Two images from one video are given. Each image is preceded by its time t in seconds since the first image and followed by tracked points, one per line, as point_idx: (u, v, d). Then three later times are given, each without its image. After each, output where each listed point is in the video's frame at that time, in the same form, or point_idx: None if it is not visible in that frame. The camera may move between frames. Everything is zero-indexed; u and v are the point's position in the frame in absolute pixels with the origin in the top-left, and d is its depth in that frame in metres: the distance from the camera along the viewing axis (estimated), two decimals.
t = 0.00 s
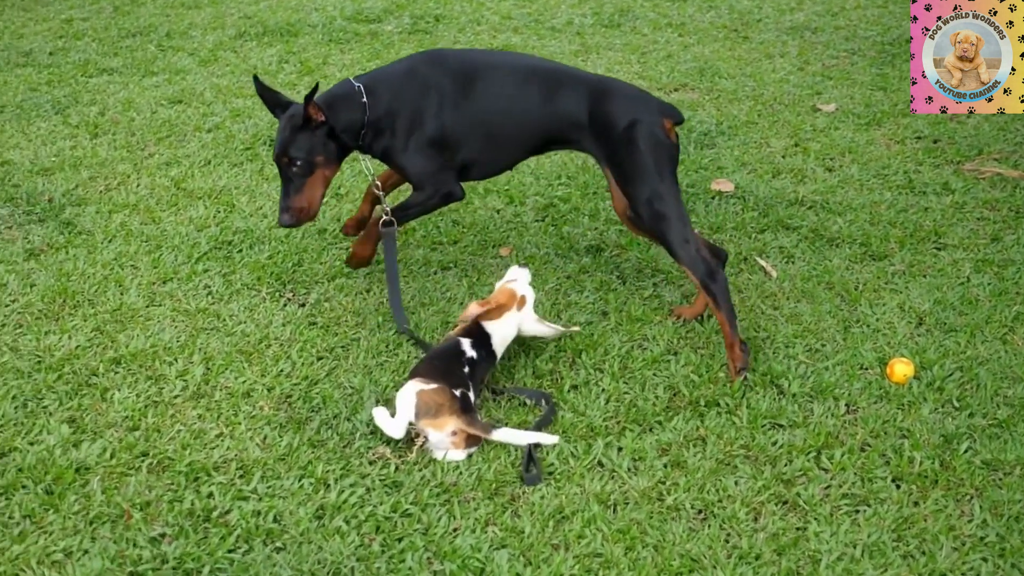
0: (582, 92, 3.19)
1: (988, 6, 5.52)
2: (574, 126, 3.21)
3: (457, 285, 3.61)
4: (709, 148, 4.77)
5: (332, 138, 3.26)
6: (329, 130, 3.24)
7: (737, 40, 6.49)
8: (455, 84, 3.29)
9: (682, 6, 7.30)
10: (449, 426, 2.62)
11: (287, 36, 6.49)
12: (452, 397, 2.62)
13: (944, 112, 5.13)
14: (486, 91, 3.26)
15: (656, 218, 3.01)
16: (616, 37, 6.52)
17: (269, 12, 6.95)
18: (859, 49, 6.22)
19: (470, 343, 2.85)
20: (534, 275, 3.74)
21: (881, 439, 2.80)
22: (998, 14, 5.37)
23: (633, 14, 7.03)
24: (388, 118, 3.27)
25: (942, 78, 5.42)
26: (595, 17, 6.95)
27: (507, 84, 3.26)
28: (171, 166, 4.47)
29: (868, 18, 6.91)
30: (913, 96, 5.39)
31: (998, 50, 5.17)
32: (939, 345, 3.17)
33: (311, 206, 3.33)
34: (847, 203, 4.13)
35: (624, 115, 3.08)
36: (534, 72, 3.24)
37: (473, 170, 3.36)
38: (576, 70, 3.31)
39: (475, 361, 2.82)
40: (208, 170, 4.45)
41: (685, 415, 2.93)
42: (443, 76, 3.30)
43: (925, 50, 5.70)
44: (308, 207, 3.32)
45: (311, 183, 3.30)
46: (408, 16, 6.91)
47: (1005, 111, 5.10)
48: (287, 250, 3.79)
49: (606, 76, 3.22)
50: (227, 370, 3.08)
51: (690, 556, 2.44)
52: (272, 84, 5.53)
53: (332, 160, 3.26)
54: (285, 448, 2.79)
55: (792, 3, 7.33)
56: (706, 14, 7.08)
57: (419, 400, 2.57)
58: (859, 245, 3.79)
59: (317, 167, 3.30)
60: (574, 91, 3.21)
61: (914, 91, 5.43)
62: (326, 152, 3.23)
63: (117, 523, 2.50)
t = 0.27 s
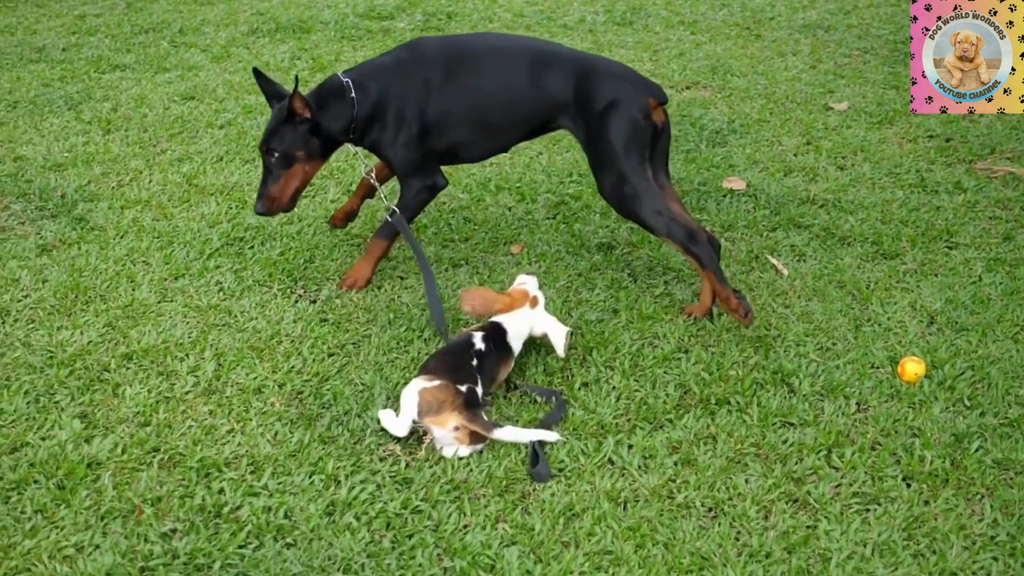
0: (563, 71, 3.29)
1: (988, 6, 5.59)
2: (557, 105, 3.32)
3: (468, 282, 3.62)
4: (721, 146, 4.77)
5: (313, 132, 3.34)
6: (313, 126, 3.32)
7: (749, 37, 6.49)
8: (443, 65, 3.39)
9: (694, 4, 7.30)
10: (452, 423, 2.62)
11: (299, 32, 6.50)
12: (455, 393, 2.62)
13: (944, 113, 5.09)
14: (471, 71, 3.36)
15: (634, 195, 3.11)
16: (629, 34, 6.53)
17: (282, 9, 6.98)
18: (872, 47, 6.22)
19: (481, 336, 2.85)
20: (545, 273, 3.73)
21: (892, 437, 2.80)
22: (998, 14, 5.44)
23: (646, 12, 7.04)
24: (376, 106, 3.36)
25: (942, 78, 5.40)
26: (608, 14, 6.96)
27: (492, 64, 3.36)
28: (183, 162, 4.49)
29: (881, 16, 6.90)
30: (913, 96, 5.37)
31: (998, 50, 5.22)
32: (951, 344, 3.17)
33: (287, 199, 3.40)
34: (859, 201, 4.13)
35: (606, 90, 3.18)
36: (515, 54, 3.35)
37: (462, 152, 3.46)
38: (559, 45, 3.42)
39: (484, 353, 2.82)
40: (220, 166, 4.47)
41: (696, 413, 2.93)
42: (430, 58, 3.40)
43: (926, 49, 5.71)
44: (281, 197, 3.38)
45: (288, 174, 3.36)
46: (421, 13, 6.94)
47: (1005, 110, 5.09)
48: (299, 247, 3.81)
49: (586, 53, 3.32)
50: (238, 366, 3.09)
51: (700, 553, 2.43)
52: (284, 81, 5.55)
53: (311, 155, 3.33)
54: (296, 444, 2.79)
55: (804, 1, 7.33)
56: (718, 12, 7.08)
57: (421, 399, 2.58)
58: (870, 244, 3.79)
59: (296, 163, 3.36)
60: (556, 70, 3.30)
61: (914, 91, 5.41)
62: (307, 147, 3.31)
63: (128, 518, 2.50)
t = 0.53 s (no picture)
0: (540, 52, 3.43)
1: (989, 6, 5.66)
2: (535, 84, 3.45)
3: (478, 279, 3.63)
4: (732, 144, 4.77)
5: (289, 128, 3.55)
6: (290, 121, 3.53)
7: (760, 35, 6.49)
8: (421, 47, 3.53)
9: (706, 1, 7.30)
10: (452, 416, 2.64)
11: (311, 29, 6.51)
12: (453, 386, 2.64)
13: (944, 113, 5.04)
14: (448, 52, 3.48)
15: (596, 171, 3.30)
16: (640, 32, 6.53)
17: (293, 6, 6.99)
18: (884, 45, 6.21)
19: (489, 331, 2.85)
20: (556, 270, 3.73)
21: (903, 435, 2.80)
22: (998, 14, 5.49)
23: (658, 9, 7.04)
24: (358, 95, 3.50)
25: (942, 78, 5.37)
26: (619, 12, 6.97)
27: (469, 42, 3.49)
28: (194, 159, 4.50)
29: (892, 14, 6.90)
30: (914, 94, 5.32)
31: (998, 50, 5.25)
32: (963, 342, 3.17)
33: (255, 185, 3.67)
34: (870, 199, 4.12)
35: (576, 66, 3.35)
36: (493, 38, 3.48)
37: (446, 139, 3.59)
38: (536, 22, 3.59)
39: (494, 347, 2.82)
40: (232, 164, 4.48)
41: (707, 410, 2.93)
42: (409, 40, 3.54)
43: (926, 49, 5.74)
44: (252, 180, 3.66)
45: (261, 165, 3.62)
46: (433, 11, 6.96)
47: (1005, 110, 5.04)
48: (310, 244, 3.82)
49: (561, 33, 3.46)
50: (250, 363, 3.10)
51: (711, 551, 2.43)
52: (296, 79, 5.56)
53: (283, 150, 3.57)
54: (308, 441, 2.80)
55: None
56: (729, 9, 7.08)
57: (419, 393, 2.62)
58: (882, 241, 3.79)
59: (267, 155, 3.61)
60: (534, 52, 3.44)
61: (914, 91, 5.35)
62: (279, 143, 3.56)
63: (140, 514, 2.51)
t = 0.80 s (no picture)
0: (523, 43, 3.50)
1: (989, 6, 5.61)
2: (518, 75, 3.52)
3: (485, 278, 3.63)
4: (740, 144, 4.77)
5: (268, 113, 3.63)
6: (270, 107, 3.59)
7: (769, 35, 6.48)
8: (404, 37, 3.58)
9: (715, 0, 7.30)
10: (449, 408, 2.60)
11: (320, 27, 6.52)
12: (451, 378, 2.62)
13: (943, 113, 5.05)
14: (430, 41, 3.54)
15: (569, 149, 3.55)
16: (649, 31, 6.53)
17: (302, 4, 7.00)
18: (893, 45, 6.20)
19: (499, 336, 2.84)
20: (563, 269, 3.74)
21: (910, 435, 2.80)
22: (998, 14, 5.45)
23: (666, 8, 7.04)
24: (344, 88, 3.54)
25: (942, 78, 5.37)
26: (628, 12, 6.97)
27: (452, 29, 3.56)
28: (203, 156, 4.50)
29: (902, 14, 6.89)
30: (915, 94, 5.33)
31: (998, 50, 5.24)
32: (970, 343, 3.17)
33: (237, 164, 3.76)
34: (878, 200, 4.12)
35: (555, 54, 3.46)
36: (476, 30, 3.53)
37: (434, 133, 3.63)
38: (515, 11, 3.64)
39: (505, 350, 2.79)
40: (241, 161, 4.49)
41: (714, 410, 2.94)
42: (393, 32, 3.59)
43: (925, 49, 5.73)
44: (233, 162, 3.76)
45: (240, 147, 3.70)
46: (442, 9, 6.96)
47: (1005, 110, 5.05)
48: (318, 242, 3.82)
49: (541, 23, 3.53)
50: (257, 360, 3.10)
51: (717, 550, 2.44)
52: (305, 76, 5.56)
53: (262, 134, 3.64)
54: (315, 438, 2.80)
55: None
56: (738, 8, 7.07)
57: (419, 384, 2.61)
58: (890, 242, 3.79)
59: (245, 136, 3.68)
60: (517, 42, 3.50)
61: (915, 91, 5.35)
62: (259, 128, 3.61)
63: (147, 510, 2.52)
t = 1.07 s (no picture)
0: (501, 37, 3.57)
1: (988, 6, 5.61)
2: (496, 68, 3.60)
3: (492, 276, 3.64)
4: (747, 144, 4.77)
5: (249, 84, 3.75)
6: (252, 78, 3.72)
7: (777, 35, 6.48)
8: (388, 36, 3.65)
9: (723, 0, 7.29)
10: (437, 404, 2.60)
11: (328, 25, 6.53)
12: (450, 374, 2.62)
13: (943, 113, 5.06)
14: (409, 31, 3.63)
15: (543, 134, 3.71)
16: (657, 31, 6.53)
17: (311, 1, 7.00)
18: (901, 46, 6.20)
19: (520, 340, 2.82)
20: (569, 268, 3.74)
21: (915, 437, 2.80)
22: (998, 14, 5.44)
23: (675, 8, 7.04)
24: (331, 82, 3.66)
25: (942, 78, 5.40)
26: (636, 11, 6.97)
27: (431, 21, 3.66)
28: (210, 153, 4.51)
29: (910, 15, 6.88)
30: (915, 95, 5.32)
31: (998, 50, 5.23)
32: (976, 345, 3.17)
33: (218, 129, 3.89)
34: (885, 201, 4.12)
35: (529, 46, 3.55)
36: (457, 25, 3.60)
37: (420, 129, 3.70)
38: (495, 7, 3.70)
39: (519, 355, 2.76)
40: (248, 158, 4.50)
41: (720, 410, 2.94)
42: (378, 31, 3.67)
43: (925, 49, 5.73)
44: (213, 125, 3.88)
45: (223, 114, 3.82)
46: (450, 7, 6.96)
47: (1005, 111, 5.08)
48: (325, 239, 3.82)
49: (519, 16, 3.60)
50: (263, 357, 3.11)
51: (722, 550, 2.44)
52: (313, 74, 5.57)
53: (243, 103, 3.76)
54: (321, 435, 2.80)
55: None
56: (746, 8, 7.07)
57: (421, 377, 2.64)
58: (896, 243, 3.78)
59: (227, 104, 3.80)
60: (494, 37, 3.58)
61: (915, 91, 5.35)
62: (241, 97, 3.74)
63: (152, 506, 2.52)
